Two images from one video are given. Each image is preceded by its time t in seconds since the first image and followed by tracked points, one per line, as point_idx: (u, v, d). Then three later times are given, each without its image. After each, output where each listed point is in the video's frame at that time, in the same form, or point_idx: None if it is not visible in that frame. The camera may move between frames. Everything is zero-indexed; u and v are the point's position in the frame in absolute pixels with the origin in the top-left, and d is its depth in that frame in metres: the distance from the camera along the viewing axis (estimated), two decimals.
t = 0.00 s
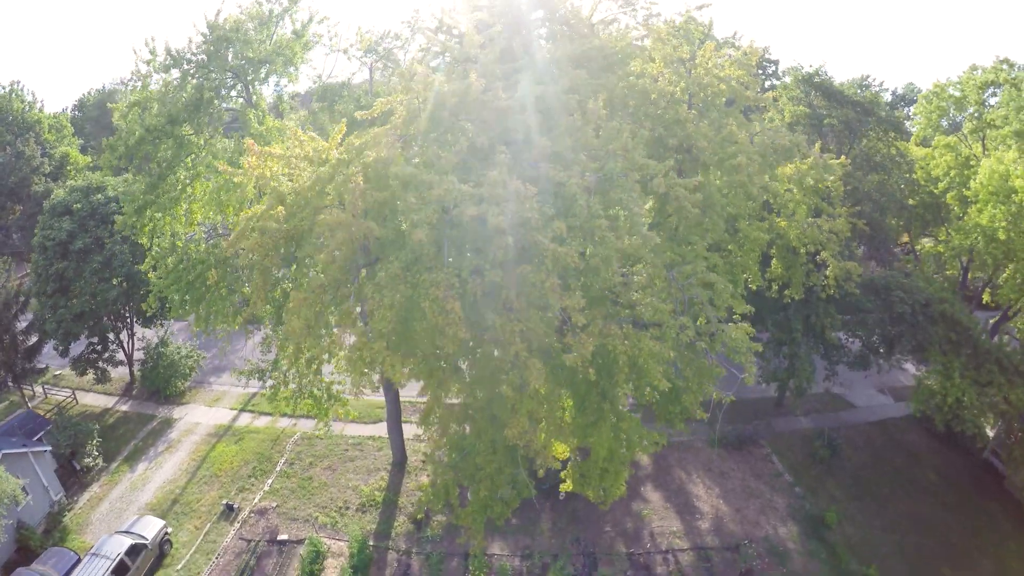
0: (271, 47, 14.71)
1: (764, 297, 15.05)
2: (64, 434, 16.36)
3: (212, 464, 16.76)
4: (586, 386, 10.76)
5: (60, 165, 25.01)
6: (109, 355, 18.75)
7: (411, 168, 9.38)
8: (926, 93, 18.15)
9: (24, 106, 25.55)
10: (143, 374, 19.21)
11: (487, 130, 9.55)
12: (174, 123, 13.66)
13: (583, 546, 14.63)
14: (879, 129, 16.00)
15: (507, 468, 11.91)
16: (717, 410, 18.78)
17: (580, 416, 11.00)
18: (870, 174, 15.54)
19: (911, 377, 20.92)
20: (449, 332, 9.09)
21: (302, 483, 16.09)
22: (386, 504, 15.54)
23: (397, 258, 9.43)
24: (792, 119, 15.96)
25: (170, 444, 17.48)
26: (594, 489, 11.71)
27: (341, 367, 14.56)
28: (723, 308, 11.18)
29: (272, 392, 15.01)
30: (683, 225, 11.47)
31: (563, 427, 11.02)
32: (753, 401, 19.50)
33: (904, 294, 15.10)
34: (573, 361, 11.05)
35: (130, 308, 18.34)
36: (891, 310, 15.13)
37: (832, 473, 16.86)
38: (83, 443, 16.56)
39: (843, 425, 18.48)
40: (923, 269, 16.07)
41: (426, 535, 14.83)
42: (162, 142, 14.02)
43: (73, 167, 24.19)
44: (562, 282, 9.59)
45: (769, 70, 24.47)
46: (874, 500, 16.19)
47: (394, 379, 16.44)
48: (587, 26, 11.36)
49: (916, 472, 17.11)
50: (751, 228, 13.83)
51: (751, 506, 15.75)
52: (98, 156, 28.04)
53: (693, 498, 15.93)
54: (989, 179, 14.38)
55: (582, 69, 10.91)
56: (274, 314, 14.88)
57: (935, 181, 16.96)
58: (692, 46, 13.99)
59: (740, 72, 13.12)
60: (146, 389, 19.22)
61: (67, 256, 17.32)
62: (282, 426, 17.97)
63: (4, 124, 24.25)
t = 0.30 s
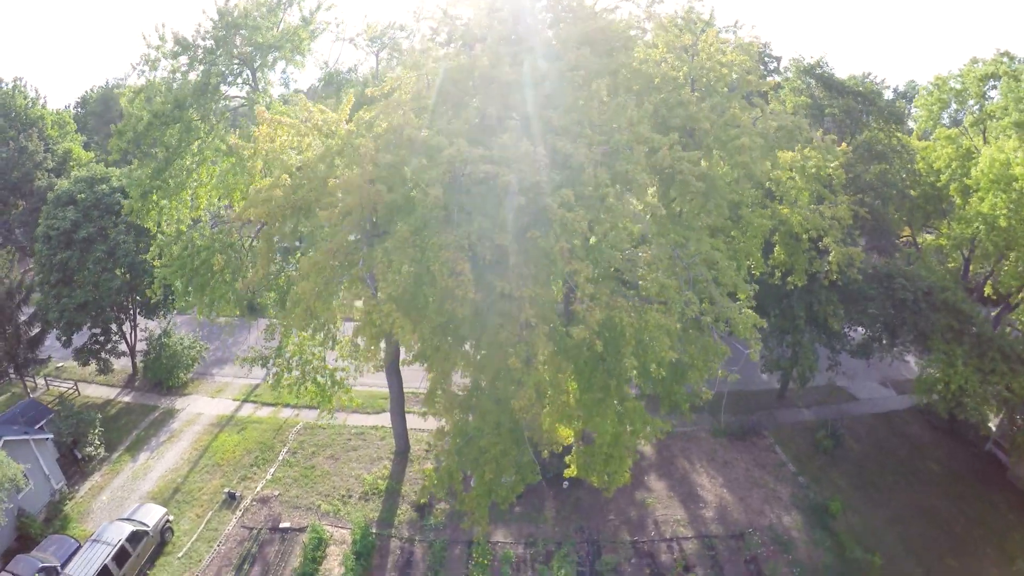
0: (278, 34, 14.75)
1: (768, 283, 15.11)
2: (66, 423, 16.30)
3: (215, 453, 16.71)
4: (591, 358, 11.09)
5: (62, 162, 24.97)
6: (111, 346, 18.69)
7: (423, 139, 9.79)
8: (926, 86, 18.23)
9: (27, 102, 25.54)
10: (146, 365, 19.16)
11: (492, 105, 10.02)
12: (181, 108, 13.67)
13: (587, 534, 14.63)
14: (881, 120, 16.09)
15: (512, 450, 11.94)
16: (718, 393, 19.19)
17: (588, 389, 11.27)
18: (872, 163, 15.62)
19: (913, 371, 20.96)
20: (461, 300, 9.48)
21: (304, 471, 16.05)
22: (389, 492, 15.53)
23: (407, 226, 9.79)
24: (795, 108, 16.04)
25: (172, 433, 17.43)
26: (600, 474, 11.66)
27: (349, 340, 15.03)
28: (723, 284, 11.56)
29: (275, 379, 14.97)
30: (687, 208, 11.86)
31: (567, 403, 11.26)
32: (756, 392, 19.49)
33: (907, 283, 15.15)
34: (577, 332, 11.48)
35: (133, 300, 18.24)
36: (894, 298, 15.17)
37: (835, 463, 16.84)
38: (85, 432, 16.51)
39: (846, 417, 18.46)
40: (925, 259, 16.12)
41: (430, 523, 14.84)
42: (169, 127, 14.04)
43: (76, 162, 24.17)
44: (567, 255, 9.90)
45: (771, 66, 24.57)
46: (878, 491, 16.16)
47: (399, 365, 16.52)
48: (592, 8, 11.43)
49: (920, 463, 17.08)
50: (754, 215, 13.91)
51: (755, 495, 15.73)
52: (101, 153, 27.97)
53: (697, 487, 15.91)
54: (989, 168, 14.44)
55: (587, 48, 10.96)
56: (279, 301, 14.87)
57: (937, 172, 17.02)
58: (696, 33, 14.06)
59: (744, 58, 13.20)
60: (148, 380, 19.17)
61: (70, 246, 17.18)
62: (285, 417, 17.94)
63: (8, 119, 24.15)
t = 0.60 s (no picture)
0: (284, 22, 14.81)
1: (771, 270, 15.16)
2: (67, 412, 16.27)
3: (217, 442, 16.67)
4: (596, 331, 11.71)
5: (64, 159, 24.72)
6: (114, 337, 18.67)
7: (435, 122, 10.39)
8: (927, 79, 18.32)
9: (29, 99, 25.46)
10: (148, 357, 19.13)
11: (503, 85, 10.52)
12: (188, 93, 13.70)
13: (591, 522, 14.62)
14: (883, 110, 16.21)
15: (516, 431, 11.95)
16: (720, 381, 19.28)
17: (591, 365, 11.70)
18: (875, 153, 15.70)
19: (916, 365, 20.97)
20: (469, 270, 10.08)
21: (307, 461, 16.00)
22: (392, 481, 15.48)
23: (417, 202, 10.42)
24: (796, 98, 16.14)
25: (174, 424, 17.39)
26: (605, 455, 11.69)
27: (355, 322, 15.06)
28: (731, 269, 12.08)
29: (278, 366, 14.97)
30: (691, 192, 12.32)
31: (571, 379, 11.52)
32: (759, 384, 19.45)
33: (909, 269, 15.20)
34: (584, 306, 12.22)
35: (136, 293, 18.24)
36: (898, 284, 15.18)
37: (839, 454, 16.80)
38: (86, 422, 16.47)
39: (849, 409, 18.44)
40: (926, 248, 16.18)
41: (432, 511, 14.81)
42: (175, 111, 14.04)
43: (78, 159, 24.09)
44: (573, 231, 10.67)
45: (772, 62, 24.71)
46: (881, 481, 16.13)
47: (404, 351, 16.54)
48: None
49: (923, 454, 17.06)
50: (758, 201, 13.98)
51: (758, 484, 15.70)
52: (103, 151, 27.79)
53: (701, 477, 15.88)
54: (990, 155, 14.53)
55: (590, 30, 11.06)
56: (284, 288, 14.87)
57: (938, 163, 17.09)
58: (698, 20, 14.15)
59: (746, 44, 13.31)
60: (150, 371, 19.14)
61: (74, 236, 17.21)
62: (287, 407, 17.90)
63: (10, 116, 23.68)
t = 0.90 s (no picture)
0: (288, 9, 14.83)
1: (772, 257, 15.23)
2: (68, 402, 16.21)
3: (218, 433, 16.63)
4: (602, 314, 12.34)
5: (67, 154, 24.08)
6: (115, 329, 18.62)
7: (440, 104, 10.67)
8: (927, 72, 18.41)
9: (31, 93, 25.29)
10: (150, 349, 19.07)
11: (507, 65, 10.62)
12: (192, 78, 13.70)
13: (594, 511, 14.60)
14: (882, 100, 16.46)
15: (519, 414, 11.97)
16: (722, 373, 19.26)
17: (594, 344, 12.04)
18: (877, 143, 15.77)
19: (916, 358, 20.97)
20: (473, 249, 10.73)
21: (308, 450, 15.94)
22: (393, 469, 15.43)
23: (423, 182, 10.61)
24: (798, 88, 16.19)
25: (175, 414, 17.33)
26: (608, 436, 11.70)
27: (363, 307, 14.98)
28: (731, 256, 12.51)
29: (280, 354, 14.93)
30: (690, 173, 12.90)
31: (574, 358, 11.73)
32: (761, 377, 19.43)
33: (911, 257, 15.21)
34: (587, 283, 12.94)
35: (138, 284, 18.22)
36: (900, 272, 15.20)
37: (842, 445, 16.74)
38: (87, 412, 16.41)
39: (851, 401, 18.40)
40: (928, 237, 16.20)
41: (434, 499, 14.75)
42: (180, 97, 14.01)
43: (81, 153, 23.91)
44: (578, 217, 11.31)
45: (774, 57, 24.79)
46: (884, 471, 16.08)
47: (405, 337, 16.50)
48: None
49: (925, 445, 17.03)
50: (759, 188, 14.05)
51: (761, 474, 15.64)
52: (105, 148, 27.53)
53: (703, 466, 15.84)
54: (990, 143, 14.59)
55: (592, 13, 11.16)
56: (287, 275, 14.83)
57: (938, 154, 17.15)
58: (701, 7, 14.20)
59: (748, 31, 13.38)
60: (151, 363, 19.08)
61: (77, 226, 17.21)
62: (288, 398, 17.84)
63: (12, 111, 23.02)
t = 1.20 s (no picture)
0: None
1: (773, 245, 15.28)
2: (67, 392, 16.15)
3: (218, 423, 16.57)
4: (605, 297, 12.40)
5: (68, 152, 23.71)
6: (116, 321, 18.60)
7: (446, 84, 10.82)
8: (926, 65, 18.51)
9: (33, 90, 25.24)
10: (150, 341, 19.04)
11: (512, 47, 10.72)
12: (196, 64, 13.75)
13: (596, 499, 14.54)
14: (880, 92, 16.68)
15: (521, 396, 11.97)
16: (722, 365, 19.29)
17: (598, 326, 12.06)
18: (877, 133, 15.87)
19: (917, 352, 20.97)
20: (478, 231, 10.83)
21: (308, 440, 15.87)
22: (394, 458, 15.37)
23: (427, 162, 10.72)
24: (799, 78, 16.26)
25: (175, 405, 17.28)
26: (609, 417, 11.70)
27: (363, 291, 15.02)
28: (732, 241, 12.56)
29: (281, 342, 14.93)
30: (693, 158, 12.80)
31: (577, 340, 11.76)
32: (762, 369, 19.40)
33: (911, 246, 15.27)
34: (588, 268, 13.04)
35: (139, 276, 18.25)
36: (901, 260, 15.22)
37: (844, 436, 16.68)
38: (86, 402, 16.35)
39: (852, 393, 18.35)
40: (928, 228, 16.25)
41: (434, 488, 14.67)
42: (183, 84, 14.04)
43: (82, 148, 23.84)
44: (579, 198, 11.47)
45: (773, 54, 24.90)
46: (886, 462, 16.02)
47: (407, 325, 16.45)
48: None
49: (927, 437, 16.97)
50: (759, 175, 14.13)
51: (764, 464, 15.57)
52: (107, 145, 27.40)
53: (706, 456, 15.78)
54: (990, 132, 14.67)
55: None
56: (288, 263, 14.82)
57: (938, 146, 17.21)
58: None
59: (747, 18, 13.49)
60: (151, 355, 19.05)
61: (78, 216, 17.18)
62: (289, 389, 17.80)
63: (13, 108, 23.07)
